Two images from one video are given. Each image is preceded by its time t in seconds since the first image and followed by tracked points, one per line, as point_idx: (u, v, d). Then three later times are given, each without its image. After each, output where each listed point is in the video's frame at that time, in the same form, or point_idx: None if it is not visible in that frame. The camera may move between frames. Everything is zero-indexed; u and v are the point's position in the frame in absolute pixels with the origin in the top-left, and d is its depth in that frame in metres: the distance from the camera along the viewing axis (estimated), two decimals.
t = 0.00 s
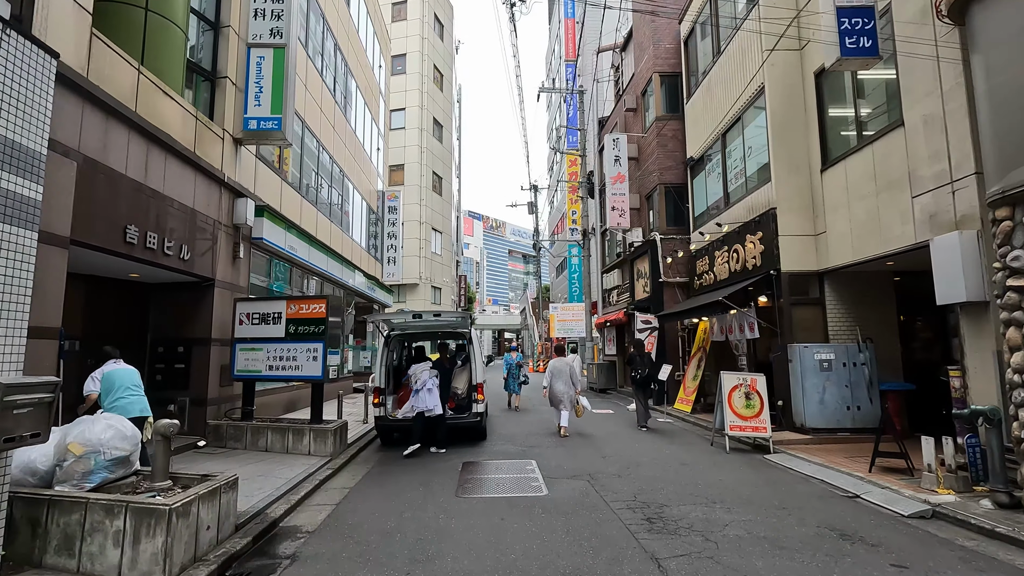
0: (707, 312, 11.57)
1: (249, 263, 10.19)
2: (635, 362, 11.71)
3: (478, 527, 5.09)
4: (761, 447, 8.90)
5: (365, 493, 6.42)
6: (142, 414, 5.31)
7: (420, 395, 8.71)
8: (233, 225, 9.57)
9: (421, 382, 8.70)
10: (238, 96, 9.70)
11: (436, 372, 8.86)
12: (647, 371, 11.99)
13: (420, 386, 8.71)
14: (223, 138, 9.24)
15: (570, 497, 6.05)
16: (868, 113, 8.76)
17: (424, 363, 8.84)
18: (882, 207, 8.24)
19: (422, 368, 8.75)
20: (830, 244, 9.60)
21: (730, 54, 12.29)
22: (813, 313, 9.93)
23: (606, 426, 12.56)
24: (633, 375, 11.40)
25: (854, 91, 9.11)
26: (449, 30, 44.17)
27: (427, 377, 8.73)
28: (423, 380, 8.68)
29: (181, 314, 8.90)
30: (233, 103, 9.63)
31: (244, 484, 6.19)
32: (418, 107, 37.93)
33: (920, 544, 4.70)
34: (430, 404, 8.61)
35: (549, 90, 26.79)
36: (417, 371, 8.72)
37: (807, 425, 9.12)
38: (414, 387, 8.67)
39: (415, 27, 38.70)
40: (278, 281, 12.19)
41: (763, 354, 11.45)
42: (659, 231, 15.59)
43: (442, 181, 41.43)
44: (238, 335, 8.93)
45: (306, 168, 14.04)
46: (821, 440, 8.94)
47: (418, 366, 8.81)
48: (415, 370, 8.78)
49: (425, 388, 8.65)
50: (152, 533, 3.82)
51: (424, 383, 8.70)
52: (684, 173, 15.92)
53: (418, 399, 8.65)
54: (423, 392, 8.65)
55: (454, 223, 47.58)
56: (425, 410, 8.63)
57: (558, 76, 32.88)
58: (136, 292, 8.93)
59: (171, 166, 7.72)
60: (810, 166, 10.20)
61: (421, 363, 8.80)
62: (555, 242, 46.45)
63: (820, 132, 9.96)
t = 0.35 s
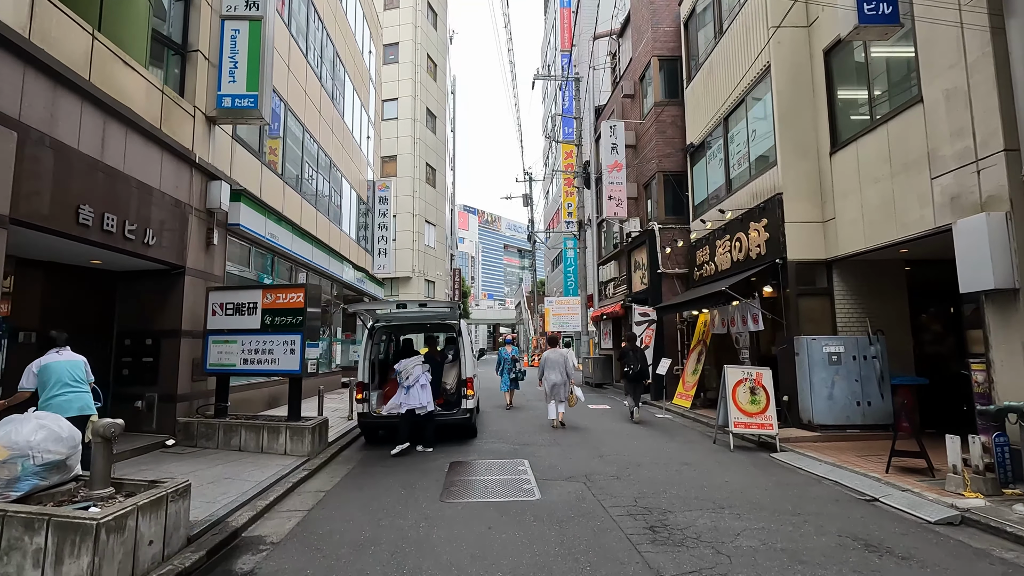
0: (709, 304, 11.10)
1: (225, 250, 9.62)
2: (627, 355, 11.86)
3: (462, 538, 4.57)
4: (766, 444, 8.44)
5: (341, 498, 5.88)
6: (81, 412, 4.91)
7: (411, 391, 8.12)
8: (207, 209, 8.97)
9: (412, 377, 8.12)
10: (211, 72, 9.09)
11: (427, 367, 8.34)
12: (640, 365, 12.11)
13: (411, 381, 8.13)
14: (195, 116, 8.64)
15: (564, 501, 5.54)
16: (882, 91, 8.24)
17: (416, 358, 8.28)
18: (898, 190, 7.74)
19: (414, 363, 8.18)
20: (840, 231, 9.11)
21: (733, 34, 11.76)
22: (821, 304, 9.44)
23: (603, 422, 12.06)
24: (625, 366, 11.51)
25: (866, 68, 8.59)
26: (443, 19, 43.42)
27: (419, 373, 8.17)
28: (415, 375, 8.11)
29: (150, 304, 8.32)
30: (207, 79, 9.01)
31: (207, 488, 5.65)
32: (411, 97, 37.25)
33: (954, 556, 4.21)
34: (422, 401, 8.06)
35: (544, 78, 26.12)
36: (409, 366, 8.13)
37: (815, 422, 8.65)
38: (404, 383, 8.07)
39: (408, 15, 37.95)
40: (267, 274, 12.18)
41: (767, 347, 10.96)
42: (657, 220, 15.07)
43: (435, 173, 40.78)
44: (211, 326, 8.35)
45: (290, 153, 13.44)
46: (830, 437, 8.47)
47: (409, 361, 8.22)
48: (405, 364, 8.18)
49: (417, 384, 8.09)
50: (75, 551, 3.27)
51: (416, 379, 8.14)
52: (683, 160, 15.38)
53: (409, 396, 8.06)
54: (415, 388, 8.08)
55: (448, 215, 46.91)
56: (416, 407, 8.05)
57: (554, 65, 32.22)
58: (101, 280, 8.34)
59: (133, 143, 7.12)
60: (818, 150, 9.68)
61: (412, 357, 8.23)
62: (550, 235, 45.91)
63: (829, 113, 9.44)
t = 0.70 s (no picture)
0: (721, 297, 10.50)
1: (206, 240, 9.04)
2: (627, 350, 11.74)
3: (452, 563, 4.00)
4: (784, 448, 7.87)
5: (321, 512, 5.32)
6: (22, 418, 4.33)
7: (405, 389, 7.42)
8: (186, 197, 8.40)
9: (406, 374, 7.45)
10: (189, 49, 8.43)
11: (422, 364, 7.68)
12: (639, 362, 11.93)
13: (405, 379, 7.44)
14: (170, 95, 8.03)
15: (568, 517, 4.97)
16: (914, 66, 7.59)
17: (410, 354, 7.63)
18: (930, 173, 7.12)
19: (408, 359, 7.52)
20: (864, 218, 8.48)
21: (746, 12, 11.10)
22: (842, 297, 8.84)
23: (608, 421, 11.50)
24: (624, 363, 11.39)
25: (895, 42, 7.94)
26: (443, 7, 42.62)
27: (413, 370, 7.50)
28: (409, 372, 7.45)
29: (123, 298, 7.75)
30: (184, 56, 8.38)
31: (172, 501, 5.10)
32: (411, 86, 36.55)
33: None
34: (417, 399, 7.37)
35: (546, 65, 25.36)
36: (402, 362, 7.47)
37: (836, 423, 8.08)
38: (397, 380, 7.38)
39: (407, 3, 37.20)
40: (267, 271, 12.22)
41: (782, 343, 10.36)
42: (664, 210, 14.44)
43: (436, 165, 40.14)
44: (188, 321, 7.78)
45: (280, 141, 12.82)
46: (853, 440, 7.90)
47: (402, 357, 7.57)
48: (399, 361, 7.52)
49: (412, 381, 7.42)
50: None
51: (410, 376, 7.47)
52: (691, 147, 14.72)
53: (402, 394, 7.36)
54: (409, 386, 7.40)
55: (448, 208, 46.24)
56: (410, 406, 7.35)
57: (556, 53, 31.44)
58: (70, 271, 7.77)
59: (98, 122, 6.54)
60: (839, 132, 9.05)
61: (406, 353, 7.57)
62: (553, 228, 45.24)
63: (853, 93, 8.79)
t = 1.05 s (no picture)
0: (731, 291, 9.94)
1: (182, 229, 8.43)
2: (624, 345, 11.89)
3: None
4: (802, 452, 7.33)
5: (295, 528, 4.75)
6: None
7: (396, 389, 6.77)
8: (158, 182, 7.79)
9: (398, 373, 6.79)
10: (161, 22, 7.83)
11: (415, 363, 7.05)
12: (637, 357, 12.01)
13: (396, 378, 6.79)
14: (140, 71, 7.42)
15: (572, 535, 4.41)
16: (944, 39, 7.00)
17: (402, 352, 6.98)
18: (965, 154, 6.55)
19: (400, 357, 6.86)
20: (886, 206, 7.92)
21: None
22: (862, 291, 8.29)
23: (610, 420, 10.95)
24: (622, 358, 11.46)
25: (923, 15, 7.35)
26: None
27: (406, 369, 6.86)
28: (402, 371, 6.79)
29: (88, 291, 7.15)
30: (155, 30, 7.77)
31: (126, 519, 4.52)
32: (407, 78, 35.85)
33: None
34: (410, 401, 6.73)
35: (545, 54, 24.69)
36: (394, 361, 6.81)
37: (857, 426, 7.53)
38: (388, 379, 6.72)
39: None
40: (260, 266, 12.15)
41: (795, 339, 9.80)
42: (668, 202, 13.86)
43: (433, 158, 39.47)
44: (159, 316, 7.17)
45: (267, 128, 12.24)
46: (876, 444, 7.36)
47: (394, 354, 6.90)
48: (390, 358, 6.84)
49: (404, 381, 6.78)
50: None
51: (402, 375, 6.82)
52: (697, 136, 14.13)
53: (393, 395, 6.71)
54: (400, 387, 6.76)
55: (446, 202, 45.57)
56: (402, 408, 6.71)
57: (556, 43, 30.76)
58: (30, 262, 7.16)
59: (52, 96, 5.92)
60: (859, 114, 8.47)
61: (398, 351, 6.91)
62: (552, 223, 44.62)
63: (875, 71, 8.20)
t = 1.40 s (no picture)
0: (728, 282, 9.45)
1: (136, 212, 7.70)
2: (609, 341, 12.01)
3: None
4: (807, 452, 6.86)
5: (248, 547, 4.13)
6: None
7: (370, 390, 6.04)
8: (107, 158, 7.06)
9: (371, 372, 6.04)
10: None
11: (391, 359, 6.29)
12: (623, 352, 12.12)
13: (369, 378, 6.04)
14: (84, 34, 6.67)
15: (565, 553, 3.86)
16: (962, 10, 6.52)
17: (376, 347, 6.22)
18: (985, 132, 6.10)
19: (374, 354, 6.10)
20: (896, 191, 7.46)
21: None
22: (868, 281, 7.83)
23: (601, 418, 10.44)
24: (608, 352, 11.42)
25: None
26: None
27: (380, 367, 6.10)
28: (375, 370, 6.04)
29: (25, 278, 6.42)
30: None
31: (46, 539, 3.87)
32: (391, 67, 34.97)
33: None
34: (386, 403, 6.02)
35: (533, 41, 24.02)
36: (367, 358, 6.05)
37: (865, 424, 7.08)
38: (361, 380, 5.98)
39: None
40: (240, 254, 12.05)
41: (795, 332, 9.36)
42: (660, 190, 13.35)
43: (418, 149, 38.65)
44: (106, 307, 6.46)
45: (237, 109, 11.49)
46: (885, 443, 6.91)
47: (366, 351, 6.13)
48: (362, 356, 6.08)
49: (378, 381, 6.04)
50: None
51: (376, 374, 6.07)
52: (690, 123, 13.63)
53: (366, 396, 5.99)
54: (374, 387, 6.02)
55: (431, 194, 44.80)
56: (377, 411, 6.00)
57: (543, 32, 30.12)
58: None
59: None
60: (867, 94, 7.99)
61: (372, 347, 6.15)
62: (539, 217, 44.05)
63: (884, 48, 7.71)
